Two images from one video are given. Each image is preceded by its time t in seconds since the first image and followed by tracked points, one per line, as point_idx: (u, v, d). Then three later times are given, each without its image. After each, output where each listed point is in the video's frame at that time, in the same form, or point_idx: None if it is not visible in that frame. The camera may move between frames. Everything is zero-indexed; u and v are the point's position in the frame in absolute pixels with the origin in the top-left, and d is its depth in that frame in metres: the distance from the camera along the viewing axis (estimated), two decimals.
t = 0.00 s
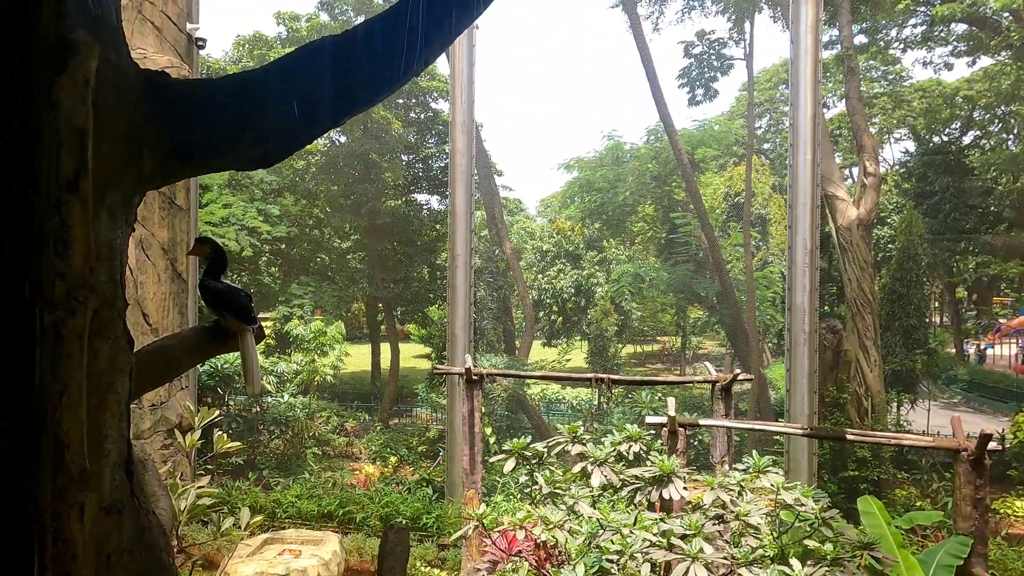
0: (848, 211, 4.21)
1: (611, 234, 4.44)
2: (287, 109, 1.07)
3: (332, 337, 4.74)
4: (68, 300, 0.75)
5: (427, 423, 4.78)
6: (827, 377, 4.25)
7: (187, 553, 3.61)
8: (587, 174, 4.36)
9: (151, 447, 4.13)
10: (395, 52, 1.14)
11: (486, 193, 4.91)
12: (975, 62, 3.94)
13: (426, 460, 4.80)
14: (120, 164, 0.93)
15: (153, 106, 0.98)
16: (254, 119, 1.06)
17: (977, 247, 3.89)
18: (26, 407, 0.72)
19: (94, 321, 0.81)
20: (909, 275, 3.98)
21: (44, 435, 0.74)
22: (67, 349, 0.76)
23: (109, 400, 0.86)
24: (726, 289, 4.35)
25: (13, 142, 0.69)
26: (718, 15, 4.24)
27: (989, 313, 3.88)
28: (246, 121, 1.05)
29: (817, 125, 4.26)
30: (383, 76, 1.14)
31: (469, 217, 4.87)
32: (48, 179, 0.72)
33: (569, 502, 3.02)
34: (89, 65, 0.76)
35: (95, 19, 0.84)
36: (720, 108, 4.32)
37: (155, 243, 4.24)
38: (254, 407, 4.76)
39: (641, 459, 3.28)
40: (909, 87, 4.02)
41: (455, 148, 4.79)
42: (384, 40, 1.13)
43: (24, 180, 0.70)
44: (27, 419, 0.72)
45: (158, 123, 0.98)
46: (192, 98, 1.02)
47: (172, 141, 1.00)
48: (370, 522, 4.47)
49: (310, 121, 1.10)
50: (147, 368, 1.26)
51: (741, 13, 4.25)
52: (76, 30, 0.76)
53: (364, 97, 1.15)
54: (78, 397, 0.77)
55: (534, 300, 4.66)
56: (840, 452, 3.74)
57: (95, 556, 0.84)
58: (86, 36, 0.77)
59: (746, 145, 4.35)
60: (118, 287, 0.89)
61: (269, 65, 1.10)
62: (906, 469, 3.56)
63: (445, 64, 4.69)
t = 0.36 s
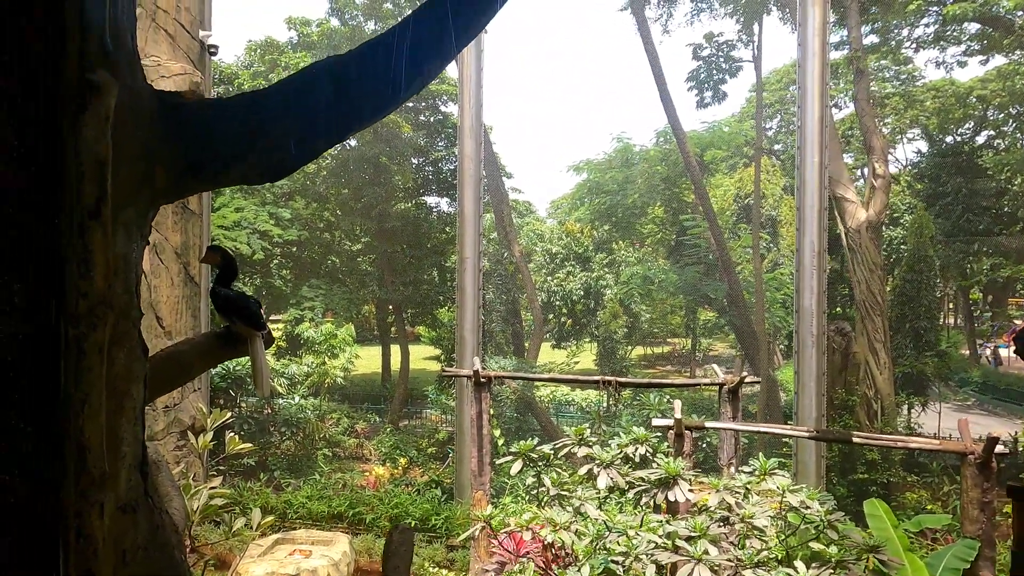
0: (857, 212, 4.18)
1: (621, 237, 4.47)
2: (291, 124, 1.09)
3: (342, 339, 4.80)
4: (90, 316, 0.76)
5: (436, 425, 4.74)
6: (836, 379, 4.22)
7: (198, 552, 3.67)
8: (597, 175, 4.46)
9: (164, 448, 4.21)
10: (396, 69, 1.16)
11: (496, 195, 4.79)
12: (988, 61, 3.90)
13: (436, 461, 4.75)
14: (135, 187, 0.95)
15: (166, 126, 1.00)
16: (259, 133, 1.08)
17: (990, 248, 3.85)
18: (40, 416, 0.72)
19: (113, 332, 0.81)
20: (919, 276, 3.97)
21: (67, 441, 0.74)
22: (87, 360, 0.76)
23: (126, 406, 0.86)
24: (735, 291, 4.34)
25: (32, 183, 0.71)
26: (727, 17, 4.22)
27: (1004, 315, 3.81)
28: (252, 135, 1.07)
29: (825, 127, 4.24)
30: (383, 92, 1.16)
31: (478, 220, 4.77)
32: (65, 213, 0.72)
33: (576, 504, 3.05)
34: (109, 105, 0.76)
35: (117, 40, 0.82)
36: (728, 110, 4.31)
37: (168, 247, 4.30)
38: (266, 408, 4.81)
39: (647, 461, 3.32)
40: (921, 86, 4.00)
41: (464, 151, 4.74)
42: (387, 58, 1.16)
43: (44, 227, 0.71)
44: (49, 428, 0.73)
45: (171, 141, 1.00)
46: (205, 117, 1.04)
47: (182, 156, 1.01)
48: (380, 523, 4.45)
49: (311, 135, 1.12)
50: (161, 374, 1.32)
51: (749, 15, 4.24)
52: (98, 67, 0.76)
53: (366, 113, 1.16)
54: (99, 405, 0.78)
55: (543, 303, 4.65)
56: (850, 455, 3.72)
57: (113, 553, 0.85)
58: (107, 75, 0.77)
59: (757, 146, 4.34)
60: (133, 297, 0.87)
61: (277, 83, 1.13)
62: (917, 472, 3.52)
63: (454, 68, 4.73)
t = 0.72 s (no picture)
0: (866, 213, 4.14)
1: (630, 237, 4.46)
2: (294, 123, 0.99)
3: (351, 340, 4.82)
4: (81, 325, 0.76)
5: (445, 424, 4.78)
6: (844, 380, 4.20)
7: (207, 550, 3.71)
8: (606, 176, 4.46)
9: (174, 448, 4.27)
10: (406, 57, 1.06)
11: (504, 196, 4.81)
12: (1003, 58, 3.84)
13: (444, 461, 4.78)
14: (134, 188, 0.87)
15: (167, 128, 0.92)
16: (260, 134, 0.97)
17: (1003, 247, 3.79)
18: (39, 415, 0.73)
19: (108, 337, 0.80)
20: (930, 276, 3.92)
21: (58, 442, 0.74)
22: (77, 365, 0.76)
23: (125, 407, 0.83)
24: (745, 291, 4.32)
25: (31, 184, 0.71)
26: (736, 17, 4.20)
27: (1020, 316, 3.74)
28: (253, 135, 0.97)
29: (833, 127, 4.22)
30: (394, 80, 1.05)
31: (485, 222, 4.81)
32: (62, 224, 0.73)
33: (581, 504, 3.06)
34: (100, 122, 0.77)
35: (114, 49, 0.81)
36: (738, 110, 4.29)
37: (179, 249, 4.34)
38: (275, 408, 4.85)
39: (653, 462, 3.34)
40: (934, 84, 3.96)
41: (471, 153, 4.76)
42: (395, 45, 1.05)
43: (43, 226, 0.72)
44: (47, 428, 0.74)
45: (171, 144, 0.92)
46: (205, 117, 0.96)
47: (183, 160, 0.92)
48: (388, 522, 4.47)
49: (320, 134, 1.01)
50: (166, 375, 1.33)
51: (757, 15, 4.21)
52: (88, 85, 0.76)
53: (377, 105, 1.05)
54: (90, 407, 0.77)
55: (551, 302, 4.66)
56: (859, 456, 3.69)
57: (108, 552, 0.79)
58: (96, 94, 0.77)
59: (767, 145, 4.33)
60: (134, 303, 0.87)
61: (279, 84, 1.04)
62: (928, 473, 3.48)
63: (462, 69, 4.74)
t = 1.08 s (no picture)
0: (863, 213, 4.13)
1: (630, 238, 4.46)
2: (281, 124, 0.96)
3: (349, 341, 4.80)
4: (42, 322, 0.76)
5: (444, 425, 4.71)
6: (842, 381, 4.17)
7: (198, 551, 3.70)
8: (606, 177, 4.50)
9: (171, 449, 4.28)
10: (391, 52, 1.05)
11: (502, 197, 4.73)
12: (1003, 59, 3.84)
13: (442, 462, 4.72)
14: (117, 187, 0.86)
15: (149, 133, 0.89)
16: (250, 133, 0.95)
17: (1004, 248, 3.76)
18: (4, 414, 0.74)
19: (79, 335, 0.81)
20: (928, 277, 3.92)
21: (18, 443, 0.74)
22: (39, 365, 0.76)
23: (99, 406, 0.83)
24: (743, 292, 4.30)
25: (6, 182, 0.74)
26: (733, 18, 4.19)
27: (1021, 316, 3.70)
28: (243, 133, 0.95)
29: (830, 128, 4.19)
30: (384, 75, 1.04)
31: (483, 224, 4.71)
32: (18, 223, 0.75)
33: (574, 504, 3.06)
34: (59, 125, 0.78)
35: (89, 51, 0.83)
36: (736, 111, 4.29)
37: (176, 250, 4.37)
38: (274, 409, 4.85)
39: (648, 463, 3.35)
40: (934, 85, 3.95)
41: (468, 154, 4.70)
42: (383, 42, 1.04)
43: (18, 220, 0.75)
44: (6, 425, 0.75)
45: (157, 150, 0.89)
46: (190, 117, 0.93)
47: (167, 165, 0.90)
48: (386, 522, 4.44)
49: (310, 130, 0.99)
50: (151, 374, 1.34)
51: (755, 16, 4.20)
52: (50, 87, 0.78)
53: (368, 101, 1.04)
54: (52, 404, 0.77)
55: (549, 305, 4.60)
56: (856, 458, 3.67)
57: (76, 550, 0.78)
58: (60, 95, 0.79)
59: (766, 146, 4.32)
60: (112, 303, 0.87)
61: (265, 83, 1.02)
62: (926, 475, 3.47)
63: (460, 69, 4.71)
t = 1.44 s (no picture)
0: (793, 232, 4.30)
1: (572, 252, 4.55)
2: (213, 123, 0.82)
3: (285, 353, 4.66)
4: None
5: (383, 439, 4.60)
6: (772, 395, 4.30)
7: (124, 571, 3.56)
8: (550, 192, 4.56)
9: (90, 466, 4.05)
10: (340, 37, 0.91)
11: (446, 210, 4.71)
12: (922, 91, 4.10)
13: (381, 476, 4.61)
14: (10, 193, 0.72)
15: (48, 131, 0.74)
16: (180, 132, 0.80)
17: (922, 268, 3.97)
18: None
19: None
20: (854, 294, 4.09)
21: None
22: None
23: None
24: (681, 308, 4.43)
25: None
26: (673, 41, 4.35)
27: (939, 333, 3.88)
28: (173, 133, 0.80)
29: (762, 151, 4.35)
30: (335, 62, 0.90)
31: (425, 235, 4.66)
32: None
33: (511, 516, 3.13)
34: None
35: None
36: (677, 131, 4.43)
37: (100, 256, 4.16)
38: (205, 423, 4.66)
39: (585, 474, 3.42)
40: (860, 113, 4.19)
41: (410, 166, 4.64)
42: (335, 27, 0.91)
43: None
44: None
45: (63, 151, 0.75)
46: (96, 114, 0.77)
47: (116, 168, 0.78)
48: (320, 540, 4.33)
49: (251, 128, 0.85)
50: (56, 383, 1.22)
51: (694, 41, 4.35)
52: None
53: (318, 93, 0.90)
54: None
55: (493, 317, 4.59)
56: (785, 468, 3.81)
57: None
58: None
59: (705, 166, 4.45)
60: (14, 306, 0.78)
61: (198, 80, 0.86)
62: (849, 484, 3.63)
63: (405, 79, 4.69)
